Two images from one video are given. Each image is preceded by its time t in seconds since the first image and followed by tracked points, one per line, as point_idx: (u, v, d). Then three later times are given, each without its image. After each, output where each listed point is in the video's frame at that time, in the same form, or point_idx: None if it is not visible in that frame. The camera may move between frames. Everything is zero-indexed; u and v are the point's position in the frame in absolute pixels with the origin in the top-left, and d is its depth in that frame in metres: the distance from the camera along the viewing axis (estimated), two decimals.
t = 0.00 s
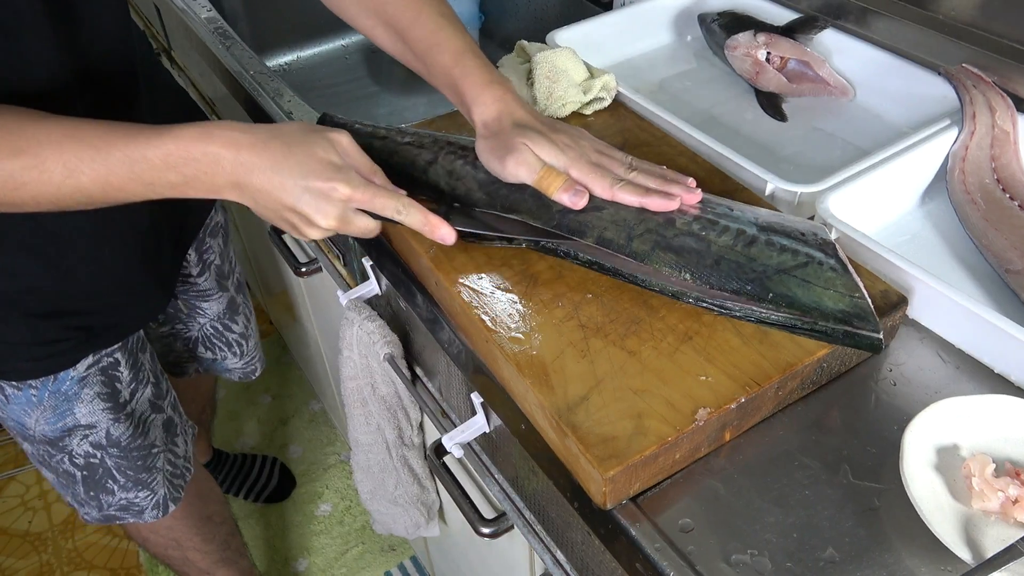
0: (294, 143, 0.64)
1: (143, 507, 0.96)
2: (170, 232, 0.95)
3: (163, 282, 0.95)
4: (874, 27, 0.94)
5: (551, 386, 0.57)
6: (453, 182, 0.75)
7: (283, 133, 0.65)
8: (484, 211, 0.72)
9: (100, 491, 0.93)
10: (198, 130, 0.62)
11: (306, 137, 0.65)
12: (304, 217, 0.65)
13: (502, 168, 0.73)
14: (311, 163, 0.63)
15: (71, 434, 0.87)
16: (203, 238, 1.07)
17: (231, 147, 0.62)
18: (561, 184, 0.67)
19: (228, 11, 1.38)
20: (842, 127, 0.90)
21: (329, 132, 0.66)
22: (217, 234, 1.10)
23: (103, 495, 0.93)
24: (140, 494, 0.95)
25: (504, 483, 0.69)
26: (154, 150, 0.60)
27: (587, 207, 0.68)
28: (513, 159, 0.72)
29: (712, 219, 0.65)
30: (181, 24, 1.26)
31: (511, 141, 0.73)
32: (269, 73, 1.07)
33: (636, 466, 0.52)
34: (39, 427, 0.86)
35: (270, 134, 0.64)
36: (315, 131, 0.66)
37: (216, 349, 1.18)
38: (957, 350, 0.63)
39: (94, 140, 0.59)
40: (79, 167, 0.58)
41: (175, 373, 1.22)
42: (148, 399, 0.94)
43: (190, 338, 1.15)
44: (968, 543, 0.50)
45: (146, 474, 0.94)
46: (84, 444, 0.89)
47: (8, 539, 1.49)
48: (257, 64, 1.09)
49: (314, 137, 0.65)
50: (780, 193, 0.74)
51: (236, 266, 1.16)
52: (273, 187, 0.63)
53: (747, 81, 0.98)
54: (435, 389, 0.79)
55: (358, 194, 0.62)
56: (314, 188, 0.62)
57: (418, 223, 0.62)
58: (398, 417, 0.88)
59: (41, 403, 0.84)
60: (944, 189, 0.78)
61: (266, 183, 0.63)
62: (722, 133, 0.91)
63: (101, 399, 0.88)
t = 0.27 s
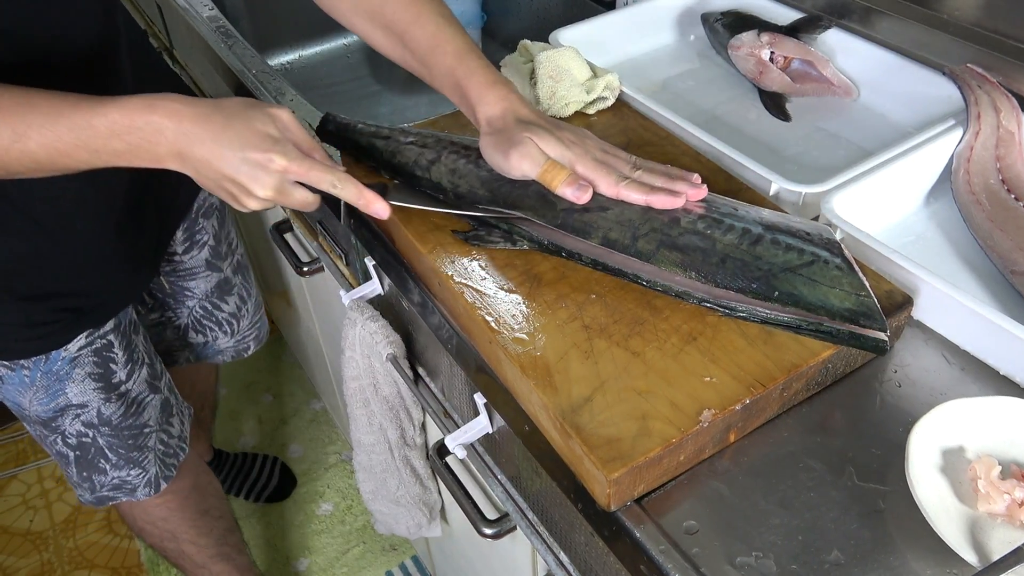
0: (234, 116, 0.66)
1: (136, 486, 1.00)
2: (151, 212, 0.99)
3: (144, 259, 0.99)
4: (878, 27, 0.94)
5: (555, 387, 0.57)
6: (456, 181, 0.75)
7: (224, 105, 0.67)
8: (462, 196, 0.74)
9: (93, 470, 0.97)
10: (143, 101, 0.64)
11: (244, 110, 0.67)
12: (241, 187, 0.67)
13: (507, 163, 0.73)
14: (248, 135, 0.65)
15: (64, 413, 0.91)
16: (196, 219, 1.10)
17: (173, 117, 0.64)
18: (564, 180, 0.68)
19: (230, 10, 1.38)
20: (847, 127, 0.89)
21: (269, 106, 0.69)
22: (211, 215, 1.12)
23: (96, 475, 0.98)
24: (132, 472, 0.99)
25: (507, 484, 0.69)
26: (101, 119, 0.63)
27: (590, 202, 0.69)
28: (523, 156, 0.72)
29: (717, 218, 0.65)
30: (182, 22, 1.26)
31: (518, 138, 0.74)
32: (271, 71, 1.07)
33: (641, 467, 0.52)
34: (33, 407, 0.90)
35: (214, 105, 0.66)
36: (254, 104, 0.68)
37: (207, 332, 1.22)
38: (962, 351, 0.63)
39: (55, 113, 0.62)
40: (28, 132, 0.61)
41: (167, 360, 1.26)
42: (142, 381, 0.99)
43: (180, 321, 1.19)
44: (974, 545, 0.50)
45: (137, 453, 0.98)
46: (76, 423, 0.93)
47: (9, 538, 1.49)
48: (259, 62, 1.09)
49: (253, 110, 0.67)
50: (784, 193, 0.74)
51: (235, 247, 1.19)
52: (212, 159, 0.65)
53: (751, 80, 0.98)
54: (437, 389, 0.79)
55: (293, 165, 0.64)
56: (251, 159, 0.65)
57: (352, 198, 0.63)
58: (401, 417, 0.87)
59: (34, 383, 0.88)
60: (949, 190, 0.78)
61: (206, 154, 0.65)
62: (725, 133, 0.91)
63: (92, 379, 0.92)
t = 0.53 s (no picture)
0: (223, 107, 0.66)
1: (138, 470, 1.02)
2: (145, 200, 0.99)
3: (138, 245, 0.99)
4: (882, 28, 0.94)
5: (558, 390, 0.57)
6: (458, 182, 0.75)
7: (212, 98, 0.66)
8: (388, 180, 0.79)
9: (96, 455, 0.99)
10: (133, 94, 0.65)
11: (233, 103, 0.66)
12: (230, 179, 0.66)
13: (415, 140, 0.78)
14: (236, 126, 0.65)
15: (65, 399, 0.93)
16: (194, 204, 1.10)
17: (161, 109, 0.64)
18: (465, 150, 0.74)
19: (233, 10, 1.38)
20: (851, 129, 0.89)
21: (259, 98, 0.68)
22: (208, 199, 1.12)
23: (99, 460, 0.99)
24: (134, 457, 1.00)
25: (509, 485, 0.69)
26: (89, 110, 0.63)
27: (493, 168, 0.74)
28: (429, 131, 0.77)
29: (719, 222, 0.65)
30: (186, 22, 1.26)
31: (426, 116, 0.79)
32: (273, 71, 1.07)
33: (644, 470, 0.52)
34: (36, 392, 0.92)
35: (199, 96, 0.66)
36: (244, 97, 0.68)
37: (205, 317, 1.22)
38: (966, 354, 0.63)
39: (47, 102, 0.63)
40: (17, 123, 0.62)
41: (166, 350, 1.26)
42: (144, 367, 0.99)
43: (177, 308, 1.19)
44: (978, 549, 0.50)
45: (139, 438, 1.00)
46: (78, 409, 0.94)
47: (11, 537, 1.49)
48: (262, 62, 1.09)
49: (243, 102, 0.67)
50: (788, 195, 0.73)
51: (234, 233, 1.19)
52: (199, 150, 0.65)
53: (754, 81, 0.98)
54: (440, 390, 0.79)
55: (281, 155, 0.64)
56: (239, 150, 0.64)
57: (341, 188, 0.64)
58: (403, 417, 0.87)
59: (35, 368, 0.89)
60: (952, 192, 0.78)
61: (194, 145, 0.65)
62: (728, 134, 0.91)
63: (93, 366, 0.93)
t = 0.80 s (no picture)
0: (177, 97, 0.69)
1: (141, 455, 1.03)
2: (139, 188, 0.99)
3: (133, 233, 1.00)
4: (886, 29, 0.94)
5: (562, 391, 0.57)
6: (463, 181, 0.75)
7: (168, 85, 0.70)
8: (342, 164, 0.78)
9: (99, 441, 1.00)
10: (90, 82, 0.69)
11: (188, 90, 0.69)
12: (186, 164, 0.70)
13: (421, 141, 0.79)
14: (188, 114, 0.68)
15: (66, 385, 0.94)
16: (193, 194, 1.10)
17: (117, 97, 0.68)
18: (470, 150, 0.74)
19: (236, 11, 1.38)
20: (855, 130, 0.89)
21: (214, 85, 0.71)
22: (209, 190, 1.12)
23: (102, 445, 1.00)
24: (136, 442, 1.01)
25: (513, 486, 0.69)
26: (49, 98, 0.68)
27: (499, 167, 0.74)
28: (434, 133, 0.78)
29: (723, 223, 0.65)
30: (189, 23, 1.27)
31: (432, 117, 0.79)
32: (276, 72, 1.07)
33: (648, 472, 0.52)
34: (37, 378, 0.93)
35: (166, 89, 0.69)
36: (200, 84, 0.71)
37: (203, 307, 1.23)
38: (970, 356, 0.63)
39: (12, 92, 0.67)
40: None
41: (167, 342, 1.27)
42: (145, 355, 1.00)
43: (178, 300, 1.20)
44: (983, 550, 0.50)
45: (140, 423, 1.01)
46: (79, 396, 0.95)
47: (15, 536, 1.49)
48: (265, 63, 1.09)
49: (196, 90, 0.70)
50: (792, 196, 0.74)
51: (235, 221, 1.19)
52: (155, 136, 0.69)
53: (757, 82, 0.98)
54: (443, 391, 0.79)
55: (231, 143, 0.67)
56: (192, 137, 0.68)
57: (292, 173, 0.65)
58: (407, 418, 0.87)
59: (35, 355, 0.90)
60: (957, 194, 0.78)
61: (149, 132, 0.69)
62: (731, 134, 0.91)
63: (93, 353, 0.94)
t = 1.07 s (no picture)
0: (147, 82, 0.69)
1: (140, 455, 1.03)
2: (141, 187, 0.99)
3: (133, 230, 1.00)
4: (890, 30, 0.94)
5: (565, 394, 0.57)
6: (466, 183, 0.75)
7: (138, 71, 0.70)
8: (310, 150, 0.80)
9: (98, 439, 1.00)
10: (62, 66, 0.69)
11: (158, 75, 0.69)
12: (155, 148, 0.70)
13: (421, 141, 0.79)
14: (157, 99, 0.68)
15: (64, 382, 0.94)
16: (197, 192, 1.10)
17: (89, 81, 0.68)
18: (473, 148, 0.74)
19: (239, 12, 1.38)
20: (859, 132, 0.89)
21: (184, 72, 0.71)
22: (212, 190, 1.12)
23: (101, 444, 1.01)
24: (135, 442, 1.02)
25: (516, 489, 0.69)
26: (21, 81, 0.68)
27: (499, 167, 0.74)
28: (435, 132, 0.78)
29: (726, 226, 0.65)
30: (192, 24, 1.27)
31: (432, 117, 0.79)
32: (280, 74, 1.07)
33: (651, 475, 0.52)
34: (36, 375, 0.93)
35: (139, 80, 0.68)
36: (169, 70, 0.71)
37: (210, 307, 1.23)
38: (975, 358, 0.62)
39: None
40: None
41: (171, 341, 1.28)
42: (145, 354, 1.01)
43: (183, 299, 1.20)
44: (987, 554, 0.50)
45: (139, 423, 1.01)
46: (77, 394, 0.96)
47: (19, 537, 1.50)
48: (268, 64, 1.09)
49: (165, 76, 0.70)
50: (795, 198, 0.74)
51: (240, 221, 1.19)
52: (125, 120, 0.69)
53: (761, 84, 0.98)
54: (446, 393, 0.79)
55: (198, 128, 0.67)
56: (160, 122, 0.68)
57: (257, 159, 0.65)
58: (410, 420, 0.87)
59: (33, 352, 0.91)
60: (961, 196, 0.78)
61: (119, 116, 0.69)
62: (735, 136, 0.91)
63: (91, 351, 0.94)
